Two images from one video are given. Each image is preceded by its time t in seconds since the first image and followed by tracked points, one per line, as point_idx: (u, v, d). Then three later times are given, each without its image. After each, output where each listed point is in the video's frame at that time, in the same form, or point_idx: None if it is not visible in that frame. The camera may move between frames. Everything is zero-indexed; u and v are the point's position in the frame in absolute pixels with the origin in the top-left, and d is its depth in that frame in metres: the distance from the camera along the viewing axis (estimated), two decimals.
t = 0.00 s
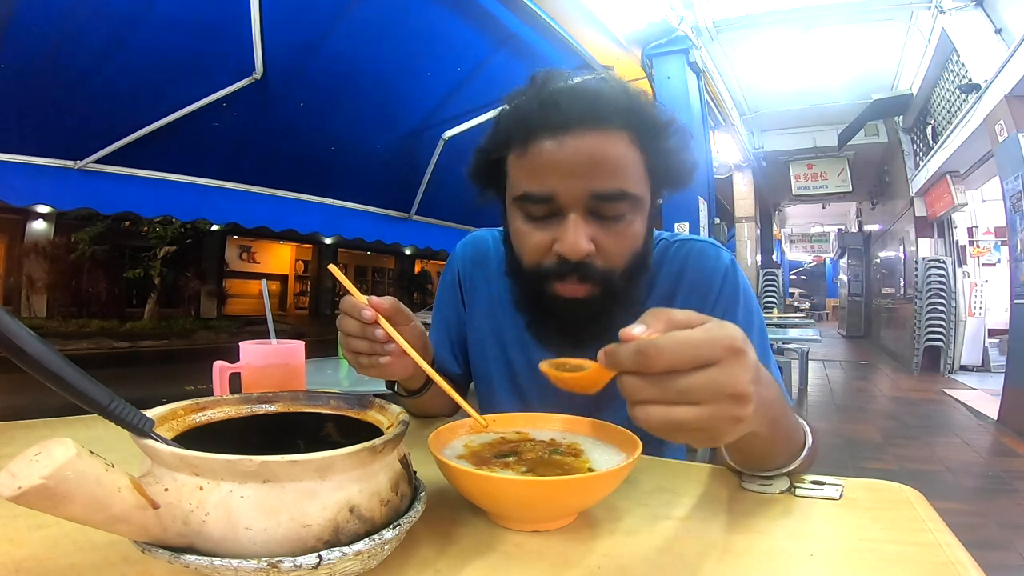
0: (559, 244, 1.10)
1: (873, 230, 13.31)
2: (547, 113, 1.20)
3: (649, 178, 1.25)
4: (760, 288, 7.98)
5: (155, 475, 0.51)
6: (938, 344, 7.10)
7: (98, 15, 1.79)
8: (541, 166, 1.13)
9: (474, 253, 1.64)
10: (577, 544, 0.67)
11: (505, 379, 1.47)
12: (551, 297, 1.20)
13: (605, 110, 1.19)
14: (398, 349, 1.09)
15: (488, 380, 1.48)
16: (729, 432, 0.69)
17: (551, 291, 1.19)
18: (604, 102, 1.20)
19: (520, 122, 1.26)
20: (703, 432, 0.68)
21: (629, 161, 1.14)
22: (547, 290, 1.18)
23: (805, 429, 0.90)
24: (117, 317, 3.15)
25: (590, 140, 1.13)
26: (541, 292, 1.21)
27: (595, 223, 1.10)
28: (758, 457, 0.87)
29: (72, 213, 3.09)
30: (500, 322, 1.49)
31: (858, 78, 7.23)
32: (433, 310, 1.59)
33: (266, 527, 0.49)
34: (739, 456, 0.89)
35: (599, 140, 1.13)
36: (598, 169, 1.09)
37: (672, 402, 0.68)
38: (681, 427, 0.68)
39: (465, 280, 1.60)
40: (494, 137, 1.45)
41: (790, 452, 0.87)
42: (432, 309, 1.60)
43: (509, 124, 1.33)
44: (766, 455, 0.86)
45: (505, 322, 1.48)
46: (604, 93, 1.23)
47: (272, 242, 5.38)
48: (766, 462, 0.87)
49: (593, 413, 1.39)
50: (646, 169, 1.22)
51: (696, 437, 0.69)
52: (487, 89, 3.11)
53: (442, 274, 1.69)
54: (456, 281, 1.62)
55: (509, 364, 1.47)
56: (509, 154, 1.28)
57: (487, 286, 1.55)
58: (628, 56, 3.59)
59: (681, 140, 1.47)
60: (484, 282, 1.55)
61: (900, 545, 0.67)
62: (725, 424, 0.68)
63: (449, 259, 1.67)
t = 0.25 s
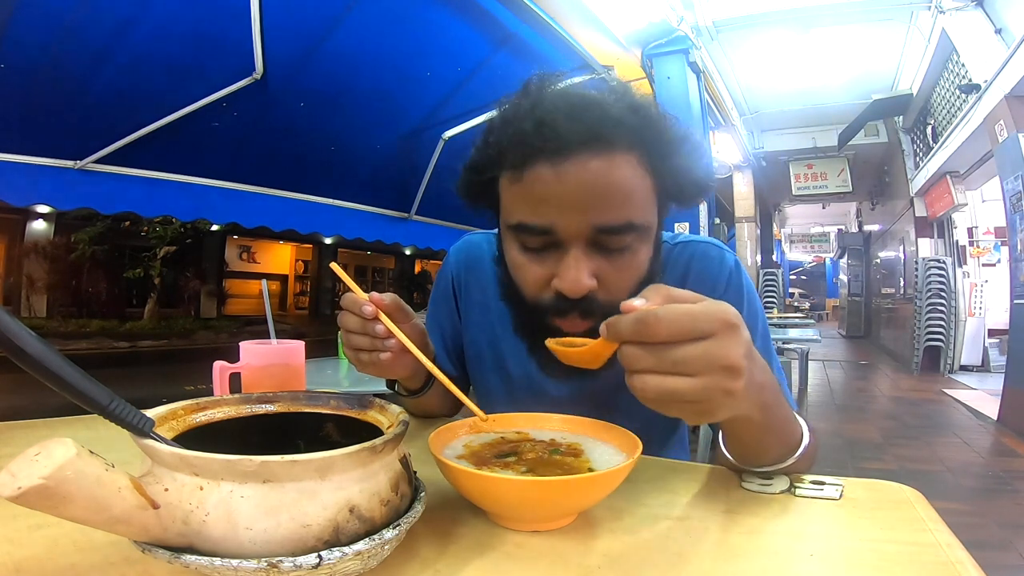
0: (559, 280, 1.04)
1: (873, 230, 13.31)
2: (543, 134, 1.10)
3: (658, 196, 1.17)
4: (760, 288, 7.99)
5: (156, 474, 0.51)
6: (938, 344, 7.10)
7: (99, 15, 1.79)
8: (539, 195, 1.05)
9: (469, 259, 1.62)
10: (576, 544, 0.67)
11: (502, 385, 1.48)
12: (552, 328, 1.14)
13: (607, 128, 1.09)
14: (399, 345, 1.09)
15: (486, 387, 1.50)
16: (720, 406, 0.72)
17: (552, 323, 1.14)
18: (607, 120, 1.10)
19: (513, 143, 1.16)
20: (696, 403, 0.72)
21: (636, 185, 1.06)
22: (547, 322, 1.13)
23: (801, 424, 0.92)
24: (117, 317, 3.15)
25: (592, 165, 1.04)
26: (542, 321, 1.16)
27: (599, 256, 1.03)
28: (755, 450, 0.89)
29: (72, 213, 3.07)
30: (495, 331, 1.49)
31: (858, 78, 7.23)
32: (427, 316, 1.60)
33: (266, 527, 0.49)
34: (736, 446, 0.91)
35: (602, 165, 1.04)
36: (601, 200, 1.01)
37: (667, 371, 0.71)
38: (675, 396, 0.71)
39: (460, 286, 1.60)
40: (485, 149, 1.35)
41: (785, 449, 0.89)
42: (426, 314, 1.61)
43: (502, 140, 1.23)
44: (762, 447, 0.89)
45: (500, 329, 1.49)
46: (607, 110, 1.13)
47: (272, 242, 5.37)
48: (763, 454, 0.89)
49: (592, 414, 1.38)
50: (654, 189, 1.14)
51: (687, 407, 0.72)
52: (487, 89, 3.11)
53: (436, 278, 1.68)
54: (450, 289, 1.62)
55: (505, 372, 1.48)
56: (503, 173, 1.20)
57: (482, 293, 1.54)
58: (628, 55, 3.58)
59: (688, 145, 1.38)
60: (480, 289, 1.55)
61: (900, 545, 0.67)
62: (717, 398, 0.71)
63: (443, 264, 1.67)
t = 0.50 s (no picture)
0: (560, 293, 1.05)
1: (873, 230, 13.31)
2: (545, 144, 1.08)
3: (662, 203, 1.16)
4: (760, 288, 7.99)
5: (155, 475, 0.51)
6: (938, 344, 7.10)
7: (99, 15, 1.79)
8: (540, 208, 1.04)
9: (467, 261, 1.62)
10: (576, 544, 0.67)
11: (500, 388, 1.49)
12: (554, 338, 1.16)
13: (610, 140, 1.07)
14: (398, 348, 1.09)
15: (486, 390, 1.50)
16: (708, 393, 0.73)
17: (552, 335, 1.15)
18: (612, 131, 1.08)
19: (514, 153, 1.14)
20: (684, 388, 0.73)
21: (639, 196, 1.05)
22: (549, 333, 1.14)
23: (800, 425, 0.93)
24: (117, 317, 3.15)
25: (596, 177, 1.03)
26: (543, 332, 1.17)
27: (601, 269, 1.04)
28: (752, 446, 0.89)
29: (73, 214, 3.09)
30: (495, 335, 1.49)
31: (858, 78, 7.23)
32: (424, 319, 1.60)
33: (266, 527, 0.49)
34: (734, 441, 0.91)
35: (606, 177, 1.03)
36: (604, 213, 1.00)
37: (656, 357, 0.73)
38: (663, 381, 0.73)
39: (458, 289, 1.60)
40: (485, 156, 1.33)
41: (780, 447, 0.90)
42: (422, 316, 1.62)
43: (501, 149, 1.21)
44: (759, 444, 0.89)
45: (498, 332, 1.49)
46: (612, 119, 1.10)
47: (272, 242, 5.36)
48: (759, 451, 0.90)
49: (592, 415, 1.38)
50: (658, 197, 1.13)
51: (675, 392, 0.74)
52: (487, 89, 3.11)
53: (434, 282, 1.68)
54: (447, 292, 1.62)
55: (504, 375, 1.48)
56: (503, 183, 1.18)
57: (480, 297, 1.54)
58: (628, 55, 3.58)
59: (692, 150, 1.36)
60: (477, 293, 1.55)
61: (899, 545, 0.67)
62: (704, 384, 0.72)
63: (441, 268, 1.66)
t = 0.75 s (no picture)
0: (558, 295, 1.05)
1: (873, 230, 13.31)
2: (545, 145, 1.08)
3: (663, 206, 1.16)
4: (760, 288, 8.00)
5: (155, 475, 0.51)
6: (938, 344, 7.11)
7: (99, 15, 1.79)
8: (540, 209, 1.04)
9: (466, 262, 1.62)
10: (576, 543, 0.67)
11: (501, 388, 1.49)
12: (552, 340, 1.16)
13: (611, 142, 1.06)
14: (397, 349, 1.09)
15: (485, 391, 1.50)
16: (709, 396, 0.74)
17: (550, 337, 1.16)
18: (614, 134, 1.08)
19: (515, 152, 1.13)
20: (686, 392, 0.73)
21: (639, 198, 1.05)
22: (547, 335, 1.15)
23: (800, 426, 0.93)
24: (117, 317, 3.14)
25: (596, 179, 1.03)
26: (541, 334, 1.17)
27: (600, 271, 1.04)
28: (753, 447, 0.89)
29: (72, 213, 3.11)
30: (494, 335, 1.49)
31: (858, 78, 7.23)
32: (424, 319, 1.60)
33: (266, 527, 0.49)
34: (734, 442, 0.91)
35: (606, 178, 1.03)
36: (603, 215, 1.00)
37: (658, 361, 0.72)
38: (665, 385, 0.73)
39: (458, 290, 1.60)
40: (486, 155, 1.32)
41: (780, 446, 0.90)
42: (422, 317, 1.61)
43: (503, 148, 1.21)
44: (758, 445, 0.89)
45: (497, 332, 1.49)
46: (615, 123, 1.09)
47: (272, 242, 5.37)
48: (759, 453, 0.89)
49: (592, 415, 1.38)
50: (658, 199, 1.13)
51: (676, 395, 0.74)
52: (487, 89, 3.11)
53: (434, 282, 1.67)
54: (447, 292, 1.62)
55: (504, 375, 1.48)
56: (504, 182, 1.18)
57: (480, 297, 1.54)
58: (628, 55, 3.58)
59: (694, 153, 1.35)
60: (477, 294, 1.55)
61: (899, 545, 0.67)
62: (705, 387, 0.73)
63: (440, 269, 1.66)
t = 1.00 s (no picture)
0: (551, 291, 1.04)
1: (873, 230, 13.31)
2: (539, 141, 1.08)
3: (657, 202, 1.16)
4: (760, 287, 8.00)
5: (156, 475, 0.51)
6: (938, 344, 7.11)
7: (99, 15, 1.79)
8: (533, 205, 1.04)
9: (465, 261, 1.62)
10: (576, 544, 0.67)
11: (500, 387, 1.49)
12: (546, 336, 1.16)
13: (605, 138, 1.07)
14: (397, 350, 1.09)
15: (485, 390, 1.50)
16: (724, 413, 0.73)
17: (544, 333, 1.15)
18: (607, 129, 1.08)
19: (510, 147, 1.14)
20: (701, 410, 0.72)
21: (632, 194, 1.05)
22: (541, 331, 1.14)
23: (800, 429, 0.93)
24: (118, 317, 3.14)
25: (588, 174, 1.03)
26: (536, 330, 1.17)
27: (593, 266, 1.03)
28: (756, 451, 0.89)
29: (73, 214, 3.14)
30: (494, 334, 1.49)
31: (858, 78, 7.23)
32: (424, 320, 1.60)
33: (266, 527, 0.49)
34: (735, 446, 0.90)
35: (598, 174, 1.03)
36: (595, 210, 1.00)
37: (669, 381, 0.71)
38: (679, 405, 0.72)
39: (457, 289, 1.59)
40: (483, 151, 1.33)
41: (783, 449, 0.89)
42: (422, 317, 1.61)
43: (499, 144, 1.21)
44: (757, 450, 0.88)
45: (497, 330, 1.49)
46: (609, 119, 1.10)
47: (272, 242, 5.40)
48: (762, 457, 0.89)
49: (592, 415, 1.38)
50: (652, 195, 1.13)
51: (691, 415, 0.73)
52: (487, 89, 3.10)
53: (433, 281, 1.67)
54: (446, 291, 1.62)
55: (503, 374, 1.48)
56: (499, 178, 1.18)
57: (479, 297, 1.54)
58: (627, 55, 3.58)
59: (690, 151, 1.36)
60: (476, 293, 1.55)
61: (899, 545, 0.67)
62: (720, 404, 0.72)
63: (439, 268, 1.66)
